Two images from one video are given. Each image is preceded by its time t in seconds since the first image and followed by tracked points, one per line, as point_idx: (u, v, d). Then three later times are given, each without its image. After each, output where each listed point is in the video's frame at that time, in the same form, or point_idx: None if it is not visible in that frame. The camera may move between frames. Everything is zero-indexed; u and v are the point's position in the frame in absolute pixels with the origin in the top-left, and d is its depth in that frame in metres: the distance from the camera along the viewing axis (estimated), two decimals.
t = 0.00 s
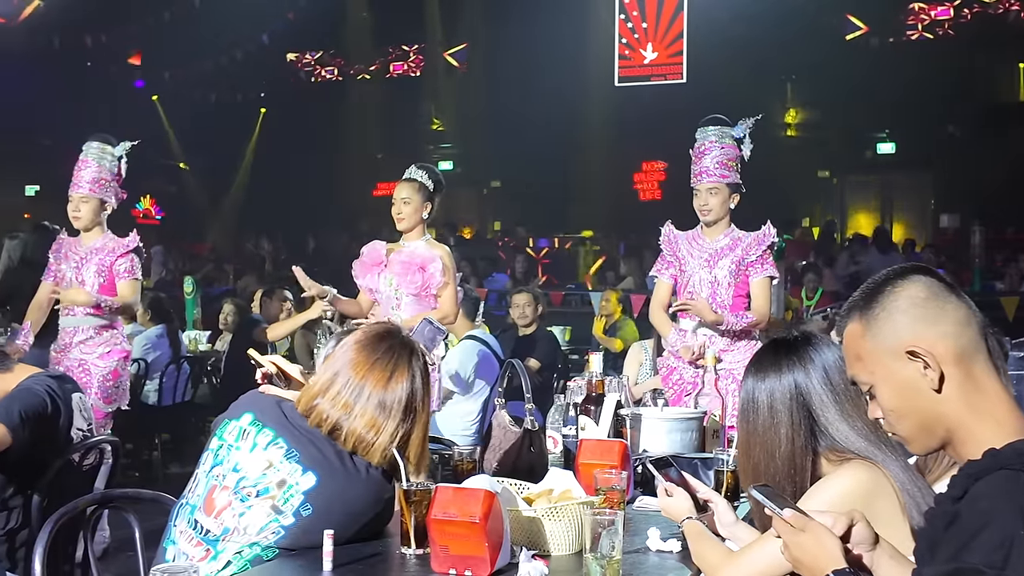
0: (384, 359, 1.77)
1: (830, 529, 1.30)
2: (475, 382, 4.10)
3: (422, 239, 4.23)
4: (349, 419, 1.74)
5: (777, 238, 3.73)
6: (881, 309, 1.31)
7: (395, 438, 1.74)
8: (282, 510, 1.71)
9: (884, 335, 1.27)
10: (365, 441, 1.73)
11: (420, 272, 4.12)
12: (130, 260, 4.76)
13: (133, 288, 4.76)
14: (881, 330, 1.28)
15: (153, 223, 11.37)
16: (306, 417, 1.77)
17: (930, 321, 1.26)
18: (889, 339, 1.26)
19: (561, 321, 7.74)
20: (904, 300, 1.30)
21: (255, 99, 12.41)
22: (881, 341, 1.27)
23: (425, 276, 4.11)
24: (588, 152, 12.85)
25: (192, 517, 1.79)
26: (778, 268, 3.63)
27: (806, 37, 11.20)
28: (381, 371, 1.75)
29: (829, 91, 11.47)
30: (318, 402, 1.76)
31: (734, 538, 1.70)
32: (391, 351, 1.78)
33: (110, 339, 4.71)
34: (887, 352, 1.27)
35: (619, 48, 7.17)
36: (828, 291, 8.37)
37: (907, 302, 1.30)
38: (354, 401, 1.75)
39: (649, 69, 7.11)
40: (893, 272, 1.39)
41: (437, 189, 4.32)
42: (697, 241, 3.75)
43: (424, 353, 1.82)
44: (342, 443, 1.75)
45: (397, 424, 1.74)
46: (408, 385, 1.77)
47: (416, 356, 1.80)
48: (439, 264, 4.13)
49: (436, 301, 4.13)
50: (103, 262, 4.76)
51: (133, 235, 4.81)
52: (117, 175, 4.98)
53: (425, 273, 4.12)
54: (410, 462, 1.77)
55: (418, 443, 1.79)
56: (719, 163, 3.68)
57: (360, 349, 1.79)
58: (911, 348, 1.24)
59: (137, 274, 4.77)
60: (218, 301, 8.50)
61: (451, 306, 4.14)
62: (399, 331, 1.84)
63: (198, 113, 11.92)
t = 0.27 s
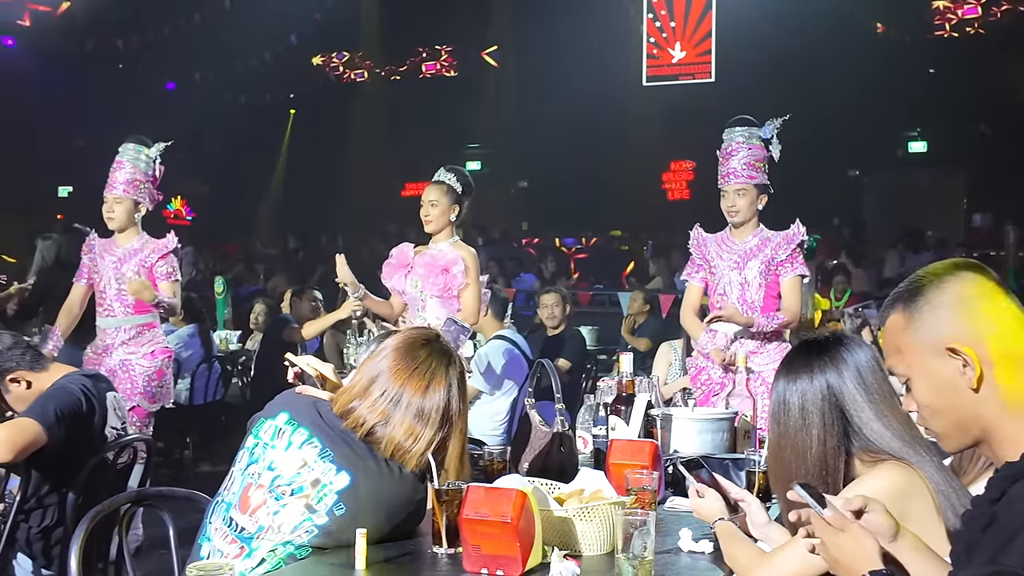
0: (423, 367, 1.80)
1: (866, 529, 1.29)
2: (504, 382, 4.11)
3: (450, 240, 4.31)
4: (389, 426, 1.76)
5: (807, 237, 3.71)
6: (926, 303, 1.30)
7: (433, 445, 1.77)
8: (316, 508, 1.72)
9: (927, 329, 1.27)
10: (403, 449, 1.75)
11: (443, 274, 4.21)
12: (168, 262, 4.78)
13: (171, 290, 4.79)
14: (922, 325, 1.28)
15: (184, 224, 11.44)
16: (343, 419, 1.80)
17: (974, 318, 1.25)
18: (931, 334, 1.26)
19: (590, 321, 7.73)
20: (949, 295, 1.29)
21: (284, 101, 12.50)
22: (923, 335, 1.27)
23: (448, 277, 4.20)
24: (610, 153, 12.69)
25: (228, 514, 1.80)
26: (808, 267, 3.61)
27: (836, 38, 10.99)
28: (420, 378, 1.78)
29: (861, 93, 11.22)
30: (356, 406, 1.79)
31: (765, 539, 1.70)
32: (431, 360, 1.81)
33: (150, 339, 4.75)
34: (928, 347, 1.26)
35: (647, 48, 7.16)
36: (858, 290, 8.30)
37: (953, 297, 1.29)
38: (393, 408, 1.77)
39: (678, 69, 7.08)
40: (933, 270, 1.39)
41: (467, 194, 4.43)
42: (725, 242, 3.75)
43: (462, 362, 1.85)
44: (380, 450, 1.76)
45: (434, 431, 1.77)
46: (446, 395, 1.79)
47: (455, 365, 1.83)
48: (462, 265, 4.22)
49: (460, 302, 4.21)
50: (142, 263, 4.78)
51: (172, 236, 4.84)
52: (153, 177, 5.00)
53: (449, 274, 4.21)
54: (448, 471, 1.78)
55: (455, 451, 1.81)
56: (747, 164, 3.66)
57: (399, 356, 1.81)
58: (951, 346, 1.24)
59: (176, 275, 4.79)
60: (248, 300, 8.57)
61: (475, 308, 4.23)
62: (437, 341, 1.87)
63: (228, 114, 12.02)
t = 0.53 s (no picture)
0: (465, 362, 1.80)
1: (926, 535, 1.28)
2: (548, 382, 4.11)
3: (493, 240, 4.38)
4: (431, 420, 1.77)
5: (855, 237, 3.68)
6: (988, 297, 1.41)
7: (476, 440, 1.77)
8: (364, 505, 1.73)
9: (987, 325, 1.38)
10: (447, 444, 1.75)
11: (485, 273, 4.27)
12: (222, 265, 4.86)
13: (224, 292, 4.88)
14: (982, 321, 1.39)
15: (231, 225, 11.59)
16: (387, 415, 1.81)
17: None
18: (990, 331, 1.37)
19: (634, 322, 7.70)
20: (1010, 292, 1.40)
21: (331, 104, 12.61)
22: (980, 331, 1.38)
23: (490, 276, 4.26)
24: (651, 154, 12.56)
25: (277, 511, 1.82)
26: (857, 266, 3.57)
27: (885, 36, 10.78)
28: (462, 373, 1.79)
29: (911, 93, 10.94)
30: (400, 402, 1.80)
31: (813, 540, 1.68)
32: (474, 356, 1.81)
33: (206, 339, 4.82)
34: (983, 342, 1.38)
35: (692, 46, 7.12)
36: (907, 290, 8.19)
37: (1014, 295, 1.39)
38: (436, 403, 1.78)
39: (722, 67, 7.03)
40: (995, 264, 1.48)
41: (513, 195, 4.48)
42: (771, 242, 3.72)
43: (505, 359, 1.85)
44: (424, 446, 1.77)
45: (476, 426, 1.77)
46: (488, 391, 1.79)
47: (497, 361, 1.83)
48: (503, 264, 4.27)
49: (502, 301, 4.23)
50: (196, 263, 4.84)
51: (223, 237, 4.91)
52: (204, 177, 5.05)
53: (490, 274, 4.26)
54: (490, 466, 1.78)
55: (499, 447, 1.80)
56: (792, 164, 3.63)
57: (442, 352, 1.82)
58: (1010, 344, 1.35)
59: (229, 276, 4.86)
60: (295, 300, 8.66)
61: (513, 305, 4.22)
62: (480, 337, 1.87)
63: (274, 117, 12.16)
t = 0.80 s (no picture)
0: (531, 363, 1.80)
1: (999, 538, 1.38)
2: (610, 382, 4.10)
3: (553, 236, 4.40)
4: (496, 420, 1.78)
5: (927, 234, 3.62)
6: None
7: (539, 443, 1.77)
8: (428, 503, 1.74)
9: None
10: (511, 443, 1.76)
11: (542, 269, 4.30)
12: (290, 265, 4.90)
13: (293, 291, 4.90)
14: None
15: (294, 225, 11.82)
16: (452, 414, 1.82)
17: None
18: None
19: (697, 322, 7.64)
20: None
21: (392, 104, 12.73)
22: None
23: (547, 271, 4.29)
24: (711, 156, 12.37)
25: (344, 508, 1.84)
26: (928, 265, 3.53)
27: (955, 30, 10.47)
28: (527, 374, 1.79)
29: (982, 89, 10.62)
30: (465, 401, 1.81)
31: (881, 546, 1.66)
32: (541, 358, 1.81)
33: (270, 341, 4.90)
34: None
35: (755, 43, 7.01)
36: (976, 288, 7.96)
37: None
38: (500, 404, 1.78)
39: (787, 64, 6.91)
40: None
41: (572, 191, 4.49)
42: (839, 239, 3.67)
43: (572, 361, 1.84)
44: (488, 445, 1.78)
45: (540, 426, 1.77)
46: (553, 395, 1.78)
47: (565, 364, 1.82)
48: (561, 260, 4.30)
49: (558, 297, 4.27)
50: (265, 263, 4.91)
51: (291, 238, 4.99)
52: (270, 178, 5.13)
53: (547, 269, 4.30)
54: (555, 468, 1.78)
55: (564, 449, 1.80)
56: (861, 159, 3.55)
57: (509, 353, 1.83)
58: None
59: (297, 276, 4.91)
60: (358, 300, 8.77)
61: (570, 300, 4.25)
62: (548, 339, 1.87)
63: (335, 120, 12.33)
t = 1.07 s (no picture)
0: (601, 366, 1.80)
1: None
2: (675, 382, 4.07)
3: (618, 237, 4.40)
4: (559, 417, 1.78)
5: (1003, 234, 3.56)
6: None
7: (602, 444, 1.75)
8: (493, 501, 1.74)
9: None
10: (573, 439, 1.76)
11: (605, 270, 4.33)
12: (355, 267, 4.95)
13: (355, 293, 4.97)
14: None
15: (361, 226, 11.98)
16: (518, 411, 1.83)
17: None
18: None
19: (765, 322, 7.54)
20: None
21: (458, 104, 12.82)
22: None
23: (609, 273, 4.32)
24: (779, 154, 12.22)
25: (410, 508, 1.84)
26: (1007, 266, 3.47)
27: None
28: (595, 376, 1.79)
29: None
30: (531, 398, 1.82)
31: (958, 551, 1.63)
32: (612, 364, 1.81)
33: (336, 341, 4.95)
34: None
35: (825, 39, 6.88)
36: None
37: None
38: (566, 402, 1.79)
39: (859, 59, 6.76)
40: None
41: (637, 191, 4.48)
42: (914, 237, 3.60)
43: (643, 370, 1.83)
44: (551, 441, 1.77)
45: (605, 428, 1.76)
46: (619, 404, 1.77)
47: (636, 372, 1.82)
48: (623, 261, 4.31)
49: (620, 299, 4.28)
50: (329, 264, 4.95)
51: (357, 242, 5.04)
52: (338, 181, 5.19)
53: (610, 271, 4.33)
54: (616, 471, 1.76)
55: (628, 454, 1.78)
56: (939, 155, 3.48)
57: (580, 355, 1.84)
58: None
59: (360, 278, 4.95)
60: (424, 299, 8.84)
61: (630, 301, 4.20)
62: (623, 347, 1.86)
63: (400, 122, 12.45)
